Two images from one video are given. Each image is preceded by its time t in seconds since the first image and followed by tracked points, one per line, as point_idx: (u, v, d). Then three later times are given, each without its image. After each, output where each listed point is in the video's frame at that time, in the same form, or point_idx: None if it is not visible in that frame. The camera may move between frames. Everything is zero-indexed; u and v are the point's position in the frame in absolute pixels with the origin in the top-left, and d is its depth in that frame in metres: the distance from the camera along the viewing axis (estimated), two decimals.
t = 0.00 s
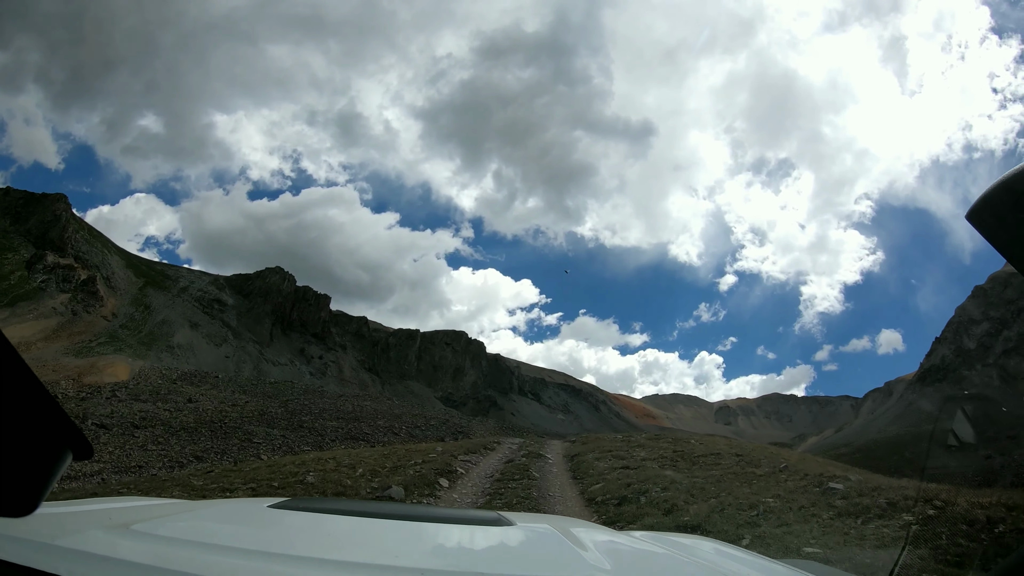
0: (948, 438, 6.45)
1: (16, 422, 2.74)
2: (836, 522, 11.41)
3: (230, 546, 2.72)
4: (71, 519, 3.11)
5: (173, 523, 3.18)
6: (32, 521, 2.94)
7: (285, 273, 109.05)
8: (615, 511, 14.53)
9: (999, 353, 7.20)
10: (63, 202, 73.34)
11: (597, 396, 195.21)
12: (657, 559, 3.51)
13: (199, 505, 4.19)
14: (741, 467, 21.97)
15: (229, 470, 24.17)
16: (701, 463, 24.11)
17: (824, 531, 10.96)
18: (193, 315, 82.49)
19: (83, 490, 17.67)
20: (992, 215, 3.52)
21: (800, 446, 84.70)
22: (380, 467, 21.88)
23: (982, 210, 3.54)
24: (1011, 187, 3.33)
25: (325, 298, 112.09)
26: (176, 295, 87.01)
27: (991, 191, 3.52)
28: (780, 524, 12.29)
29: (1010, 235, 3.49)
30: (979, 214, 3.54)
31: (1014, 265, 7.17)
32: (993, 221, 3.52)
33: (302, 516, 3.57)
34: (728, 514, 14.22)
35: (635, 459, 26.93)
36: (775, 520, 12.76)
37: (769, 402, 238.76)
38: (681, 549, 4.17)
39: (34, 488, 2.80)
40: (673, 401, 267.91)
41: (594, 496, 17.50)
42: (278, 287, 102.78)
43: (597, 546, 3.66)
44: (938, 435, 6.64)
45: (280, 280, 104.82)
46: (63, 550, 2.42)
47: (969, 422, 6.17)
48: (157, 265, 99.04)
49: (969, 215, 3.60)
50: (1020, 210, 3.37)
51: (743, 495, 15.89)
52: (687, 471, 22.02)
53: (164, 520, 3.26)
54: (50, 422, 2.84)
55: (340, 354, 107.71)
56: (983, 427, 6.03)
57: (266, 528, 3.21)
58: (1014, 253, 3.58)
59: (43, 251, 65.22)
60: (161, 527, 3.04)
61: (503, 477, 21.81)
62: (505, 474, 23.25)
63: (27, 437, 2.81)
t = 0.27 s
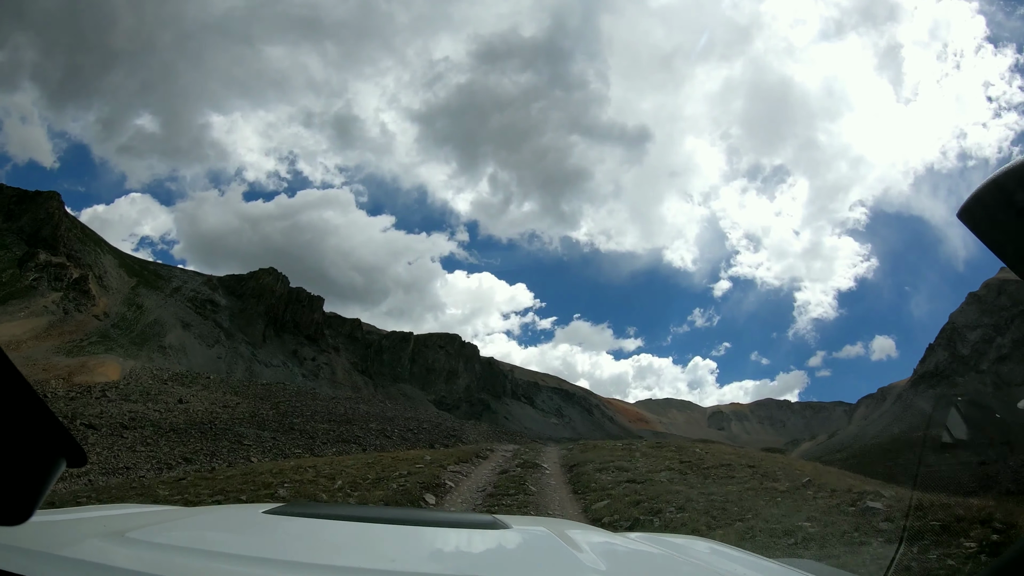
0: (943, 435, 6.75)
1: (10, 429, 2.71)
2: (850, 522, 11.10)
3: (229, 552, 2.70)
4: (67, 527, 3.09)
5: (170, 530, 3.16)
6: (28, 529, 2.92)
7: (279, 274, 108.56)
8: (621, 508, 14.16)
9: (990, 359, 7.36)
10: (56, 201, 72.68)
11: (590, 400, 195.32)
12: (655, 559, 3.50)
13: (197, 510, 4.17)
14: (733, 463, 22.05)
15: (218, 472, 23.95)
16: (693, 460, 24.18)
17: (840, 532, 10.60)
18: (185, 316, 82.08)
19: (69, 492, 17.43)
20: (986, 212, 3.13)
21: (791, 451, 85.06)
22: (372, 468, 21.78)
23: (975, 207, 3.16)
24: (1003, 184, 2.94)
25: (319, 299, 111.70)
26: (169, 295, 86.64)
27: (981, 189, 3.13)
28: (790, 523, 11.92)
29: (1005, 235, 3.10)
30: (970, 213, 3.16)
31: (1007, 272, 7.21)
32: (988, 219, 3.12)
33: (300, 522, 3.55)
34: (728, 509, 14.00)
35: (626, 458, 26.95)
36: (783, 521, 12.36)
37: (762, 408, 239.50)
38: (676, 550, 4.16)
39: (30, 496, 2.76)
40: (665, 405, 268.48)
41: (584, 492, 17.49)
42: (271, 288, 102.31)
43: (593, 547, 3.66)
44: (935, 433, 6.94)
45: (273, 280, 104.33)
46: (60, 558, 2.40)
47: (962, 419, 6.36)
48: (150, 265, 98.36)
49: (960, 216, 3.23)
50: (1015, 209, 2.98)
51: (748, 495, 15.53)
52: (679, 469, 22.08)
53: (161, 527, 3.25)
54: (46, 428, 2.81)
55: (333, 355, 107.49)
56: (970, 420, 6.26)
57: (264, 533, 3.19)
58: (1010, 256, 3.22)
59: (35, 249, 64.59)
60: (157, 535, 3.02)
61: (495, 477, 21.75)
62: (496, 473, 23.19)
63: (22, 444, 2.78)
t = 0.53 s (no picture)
0: (950, 443, 6.65)
1: (16, 424, 2.71)
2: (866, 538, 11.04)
3: (229, 551, 2.69)
4: (70, 523, 3.07)
5: (174, 526, 3.15)
6: (30, 525, 2.90)
7: (271, 273, 108.00)
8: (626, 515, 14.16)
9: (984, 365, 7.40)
10: (47, 197, 71.80)
11: (583, 400, 195.63)
12: (651, 564, 3.51)
13: (200, 507, 4.16)
14: (725, 464, 22.11)
15: (208, 473, 23.80)
16: (684, 459, 24.24)
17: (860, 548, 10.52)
18: (176, 314, 81.61)
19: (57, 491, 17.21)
20: (991, 220, 3.07)
21: (782, 451, 85.45)
22: (362, 466, 21.68)
23: (983, 217, 3.09)
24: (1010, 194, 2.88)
25: (312, 298, 111.33)
26: (160, 293, 85.94)
27: (987, 199, 3.08)
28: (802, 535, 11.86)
29: (1010, 244, 3.06)
30: (978, 222, 3.10)
31: (1000, 274, 7.29)
32: (996, 228, 3.06)
33: (300, 522, 3.54)
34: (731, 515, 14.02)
35: (618, 457, 26.98)
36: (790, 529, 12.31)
37: (754, 408, 240.53)
38: (677, 555, 4.15)
39: (35, 490, 2.76)
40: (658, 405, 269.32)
41: (579, 497, 17.49)
42: (264, 286, 101.74)
43: (591, 553, 3.66)
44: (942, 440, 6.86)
45: (266, 279, 103.72)
46: (63, 555, 2.39)
47: (969, 428, 6.28)
48: (141, 262, 97.51)
49: (968, 222, 3.16)
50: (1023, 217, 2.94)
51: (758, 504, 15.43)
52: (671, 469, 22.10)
53: (164, 524, 3.23)
54: (52, 423, 2.81)
55: (325, 354, 107.26)
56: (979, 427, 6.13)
57: (264, 532, 3.19)
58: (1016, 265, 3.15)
59: (26, 246, 63.78)
60: (160, 532, 3.00)
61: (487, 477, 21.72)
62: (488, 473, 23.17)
63: (26, 441, 2.77)
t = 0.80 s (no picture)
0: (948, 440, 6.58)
1: (14, 424, 2.70)
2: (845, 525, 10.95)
3: (225, 549, 2.68)
4: (68, 522, 3.05)
5: (171, 526, 3.13)
6: (28, 524, 2.88)
7: (265, 273, 107.50)
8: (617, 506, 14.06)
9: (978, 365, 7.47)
10: (39, 196, 70.85)
11: (576, 402, 195.87)
12: (646, 559, 3.52)
13: (198, 507, 4.14)
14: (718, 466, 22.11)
15: (199, 475, 23.53)
16: (676, 463, 24.30)
17: (839, 536, 10.42)
18: (168, 314, 81.06)
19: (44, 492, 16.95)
20: (989, 219, 3.10)
21: (775, 453, 85.64)
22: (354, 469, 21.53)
23: (980, 214, 3.12)
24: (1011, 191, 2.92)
25: (305, 298, 111.03)
26: (153, 293, 85.29)
27: (988, 196, 3.11)
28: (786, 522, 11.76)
29: (1008, 242, 3.09)
30: (976, 219, 3.13)
31: (993, 277, 7.42)
32: (995, 226, 3.09)
33: (298, 519, 3.54)
34: (722, 511, 13.90)
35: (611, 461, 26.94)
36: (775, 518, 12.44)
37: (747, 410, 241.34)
38: (673, 552, 4.18)
39: (32, 492, 2.74)
40: (651, 407, 270.11)
41: (571, 493, 17.41)
42: (257, 286, 101.18)
43: (586, 547, 3.67)
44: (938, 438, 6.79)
45: (259, 279, 103.22)
46: (59, 554, 2.38)
47: (968, 428, 6.22)
48: (133, 261, 96.72)
49: (965, 220, 3.19)
50: (1022, 215, 2.98)
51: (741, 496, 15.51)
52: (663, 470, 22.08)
53: (162, 524, 3.21)
54: (49, 423, 2.80)
55: (318, 355, 106.89)
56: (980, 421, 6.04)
57: (260, 530, 3.18)
58: (1013, 261, 3.17)
59: (18, 244, 63.00)
60: (158, 531, 2.98)
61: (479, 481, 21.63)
62: (481, 476, 23.09)
63: (25, 440, 2.75)
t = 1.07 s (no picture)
0: (943, 430, 6.68)
1: (12, 428, 2.70)
2: (849, 530, 10.90)
3: (224, 552, 2.67)
4: (66, 528, 3.04)
5: (169, 531, 3.12)
6: (26, 531, 2.87)
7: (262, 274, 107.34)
8: (622, 514, 13.99)
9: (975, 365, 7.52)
10: (37, 194, 70.66)
11: (574, 403, 195.83)
12: (646, 552, 3.54)
13: (196, 510, 4.13)
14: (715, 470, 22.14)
15: (194, 475, 23.41)
16: (673, 468, 24.30)
17: (843, 537, 10.50)
18: (165, 313, 80.90)
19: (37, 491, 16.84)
20: (982, 208, 3.07)
21: (772, 455, 85.66)
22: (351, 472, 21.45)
23: (970, 203, 3.09)
24: (1004, 182, 2.89)
25: (302, 299, 111.00)
26: (150, 292, 85.10)
27: (976, 185, 3.09)
28: (791, 528, 11.71)
29: (1002, 231, 3.06)
30: (967, 208, 3.10)
31: (990, 281, 7.47)
32: (983, 213, 3.07)
33: (297, 521, 3.53)
34: (726, 513, 13.89)
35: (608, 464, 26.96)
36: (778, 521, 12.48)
37: (743, 413, 241.69)
38: (672, 545, 4.17)
39: (29, 497, 2.74)
40: (648, 409, 270.18)
41: (569, 499, 17.35)
42: (254, 286, 100.96)
43: (586, 541, 3.68)
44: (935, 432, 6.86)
45: (256, 279, 103.06)
46: (60, 559, 2.38)
47: (962, 414, 6.40)
48: (130, 261, 96.51)
49: (956, 211, 3.17)
50: (1013, 205, 2.95)
51: (745, 501, 15.48)
52: (660, 474, 22.09)
53: (160, 528, 3.20)
54: (46, 427, 2.79)
55: (315, 356, 106.77)
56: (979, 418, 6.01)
57: (259, 533, 3.16)
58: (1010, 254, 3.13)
59: (14, 242, 62.87)
60: (155, 535, 2.97)
61: (476, 484, 21.67)
62: (478, 480, 23.03)
63: (22, 445, 2.74)
